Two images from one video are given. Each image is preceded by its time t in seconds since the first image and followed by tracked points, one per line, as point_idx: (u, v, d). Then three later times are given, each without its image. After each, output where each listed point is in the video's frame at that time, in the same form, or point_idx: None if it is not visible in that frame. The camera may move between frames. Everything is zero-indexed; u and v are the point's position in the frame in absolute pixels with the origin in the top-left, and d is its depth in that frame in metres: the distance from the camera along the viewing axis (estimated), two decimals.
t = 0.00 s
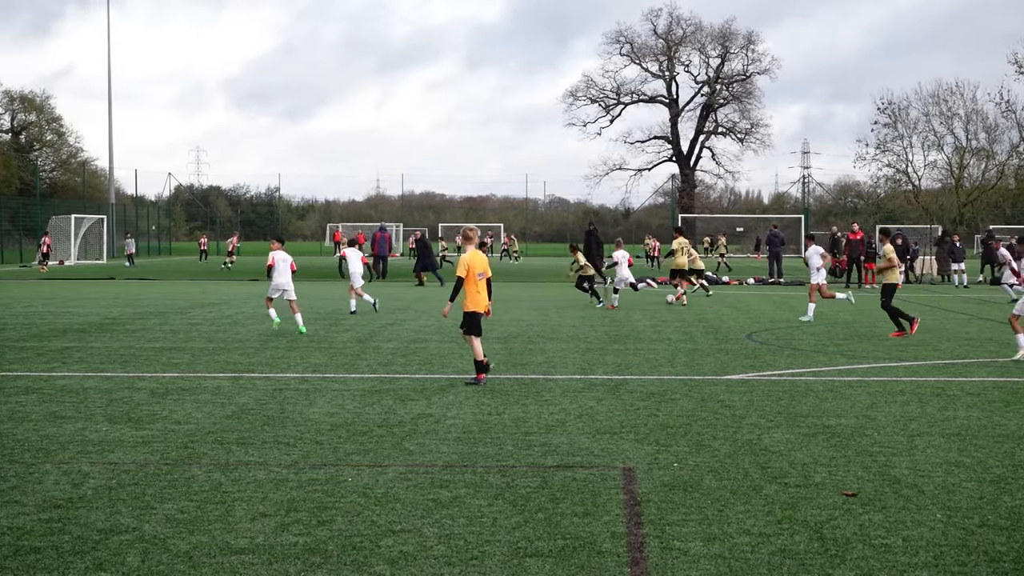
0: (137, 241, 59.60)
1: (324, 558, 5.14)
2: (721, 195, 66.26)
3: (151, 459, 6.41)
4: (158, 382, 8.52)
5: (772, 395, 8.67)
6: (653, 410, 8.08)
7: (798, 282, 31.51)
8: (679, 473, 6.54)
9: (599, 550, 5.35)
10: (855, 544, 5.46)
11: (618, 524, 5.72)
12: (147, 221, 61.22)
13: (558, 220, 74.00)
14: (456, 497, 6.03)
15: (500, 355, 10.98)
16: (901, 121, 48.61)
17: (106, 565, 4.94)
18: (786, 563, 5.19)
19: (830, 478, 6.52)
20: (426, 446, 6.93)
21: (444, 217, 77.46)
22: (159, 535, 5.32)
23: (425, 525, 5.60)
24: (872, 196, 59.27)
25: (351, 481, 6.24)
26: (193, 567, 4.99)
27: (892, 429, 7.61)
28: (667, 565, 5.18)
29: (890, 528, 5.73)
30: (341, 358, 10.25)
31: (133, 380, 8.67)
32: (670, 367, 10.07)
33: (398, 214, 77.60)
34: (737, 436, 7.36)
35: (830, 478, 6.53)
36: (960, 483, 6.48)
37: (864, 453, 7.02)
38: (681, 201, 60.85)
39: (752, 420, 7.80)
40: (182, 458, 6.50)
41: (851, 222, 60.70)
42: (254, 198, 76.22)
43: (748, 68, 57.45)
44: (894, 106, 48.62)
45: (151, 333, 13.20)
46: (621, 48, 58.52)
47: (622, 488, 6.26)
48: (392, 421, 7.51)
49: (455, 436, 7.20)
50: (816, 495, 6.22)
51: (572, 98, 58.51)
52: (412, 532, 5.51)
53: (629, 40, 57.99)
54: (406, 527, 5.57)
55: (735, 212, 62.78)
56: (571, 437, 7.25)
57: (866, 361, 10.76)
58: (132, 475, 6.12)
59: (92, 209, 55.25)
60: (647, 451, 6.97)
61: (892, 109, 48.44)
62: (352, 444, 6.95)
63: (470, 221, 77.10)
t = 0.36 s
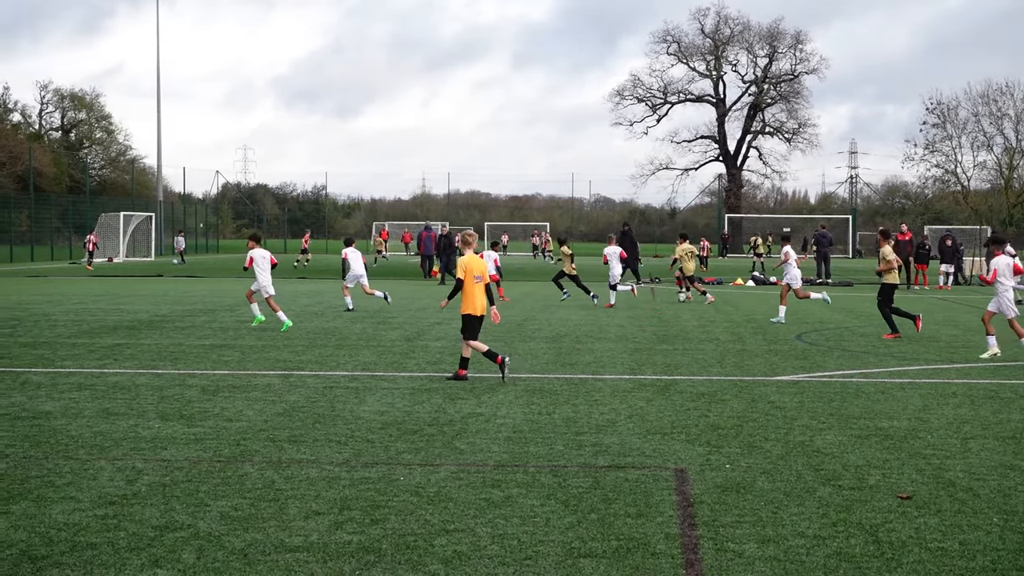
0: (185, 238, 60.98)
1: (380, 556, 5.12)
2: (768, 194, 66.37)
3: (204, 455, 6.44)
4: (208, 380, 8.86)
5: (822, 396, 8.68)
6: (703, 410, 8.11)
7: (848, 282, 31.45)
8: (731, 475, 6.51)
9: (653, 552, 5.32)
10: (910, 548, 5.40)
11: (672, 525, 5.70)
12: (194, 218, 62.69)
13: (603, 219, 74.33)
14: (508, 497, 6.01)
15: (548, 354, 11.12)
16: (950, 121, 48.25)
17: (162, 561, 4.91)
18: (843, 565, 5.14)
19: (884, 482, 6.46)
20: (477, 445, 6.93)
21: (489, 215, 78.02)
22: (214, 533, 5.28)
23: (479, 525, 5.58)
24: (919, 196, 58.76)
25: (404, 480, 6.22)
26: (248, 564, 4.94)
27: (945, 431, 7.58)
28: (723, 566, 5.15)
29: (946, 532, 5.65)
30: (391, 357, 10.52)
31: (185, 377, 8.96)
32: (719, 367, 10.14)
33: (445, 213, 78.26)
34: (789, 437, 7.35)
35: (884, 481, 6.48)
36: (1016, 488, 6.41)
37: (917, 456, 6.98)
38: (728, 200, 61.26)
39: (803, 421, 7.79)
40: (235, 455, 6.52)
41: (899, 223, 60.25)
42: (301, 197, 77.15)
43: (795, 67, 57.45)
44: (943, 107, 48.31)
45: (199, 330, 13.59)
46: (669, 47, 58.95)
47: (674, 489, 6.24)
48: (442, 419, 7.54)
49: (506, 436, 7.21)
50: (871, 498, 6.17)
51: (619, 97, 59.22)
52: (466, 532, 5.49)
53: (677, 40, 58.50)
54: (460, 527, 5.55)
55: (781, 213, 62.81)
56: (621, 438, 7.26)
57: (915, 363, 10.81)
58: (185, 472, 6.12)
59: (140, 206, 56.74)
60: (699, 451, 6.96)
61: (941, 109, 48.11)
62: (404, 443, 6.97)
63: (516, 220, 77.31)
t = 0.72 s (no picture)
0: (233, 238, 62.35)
1: (451, 557, 5.30)
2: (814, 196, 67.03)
3: (267, 455, 6.64)
4: (267, 379, 9.07)
5: (883, 397, 8.70)
6: (763, 410, 8.14)
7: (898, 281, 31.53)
8: (796, 475, 6.52)
9: (722, 553, 5.47)
10: (982, 551, 5.41)
11: (738, 527, 5.86)
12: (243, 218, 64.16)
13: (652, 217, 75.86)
14: (573, 498, 6.13)
15: (602, 354, 11.24)
16: (1000, 120, 48.27)
17: (233, 561, 5.05)
18: (914, 569, 5.19)
19: (950, 484, 6.44)
20: (538, 446, 6.97)
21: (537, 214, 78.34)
22: (283, 532, 5.46)
23: (546, 525, 5.77)
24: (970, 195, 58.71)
25: (468, 480, 6.31)
26: (319, 564, 5.10)
27: (1009, 432, 7.52)
28: (791, 567, 5.26)
29: (1015, 535, 5.64)
30: (447, 357, 10.82)
31: (242, 376, 9.23)
32: (775, 367, 10.22)
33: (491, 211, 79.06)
34: (851, 437, 7.36)
35: (950, 482, 6.45)
36: None
37: (982, 457, 6.93)
38: (776, 199, 61.81)
39: (864, 421, 7.77)
40: (298, 454, 6.68)
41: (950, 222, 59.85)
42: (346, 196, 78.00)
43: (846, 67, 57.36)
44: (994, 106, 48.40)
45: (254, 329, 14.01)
46: (717, 46, 58.87)
47: (739, 491, 6.32)
48: (502, 420, 7.58)
49: (566, 436, 7.25)
50: (936, 500, 6.17)
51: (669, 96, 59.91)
52: (533, 533, 5.68)
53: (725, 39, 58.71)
54: (527, 528, 5.73)
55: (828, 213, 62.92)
56: (683, 438, 7.26)
57: (973, 365, 10.80)
58: (249, 472, 6.28)
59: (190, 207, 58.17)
60: (762, 452, 6.97)
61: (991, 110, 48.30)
62: (464, 443, 7.01)
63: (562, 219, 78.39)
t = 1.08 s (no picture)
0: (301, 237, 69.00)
1: (531, 556, 5.30)
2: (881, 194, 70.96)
3: (342, 453, 7.20)
4: (339, 377, 10.57)
5: (957, 397, 8.89)
6: (837, 410, 8.50)
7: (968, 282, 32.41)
8: (874, 476, 6.52)
9: (805, 553, 5.37)
10: None
11: (819, 527, 5.78)
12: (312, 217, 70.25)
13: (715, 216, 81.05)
14: (651, 497, 6.18)
15: (674, 353, 12.47)
16: None
17: (313, 558, 5.30)
18: (1000, 570, 5.10)
19: None
20: (614, 444, 7.30)
21: (601, 214, 88.28)
22: (362, 530, 5.68)
23: (626, 525, 5.75)
24: None
25: (544, 479, 6.48)
26: (399, 562, 5.22)
27: None
28: (875, 568, 5.17)
29: None
30: (523, 355, 12.40)
31: (315, 374, 10.87)
32: (849, 366, 10.88)
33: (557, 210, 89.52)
34: (929, 439, 7.37)
35: None
36: None
37: None
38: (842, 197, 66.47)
39: (940, 422, 7.84)
40: (373, 452, 7.22)
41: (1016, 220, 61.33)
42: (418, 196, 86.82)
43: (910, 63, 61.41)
44: None
45: (329, 330, 15.96)
46: (785, 44, 64.73)
47: (818, 491, 6.33)
48: (577, 418, 8.24)
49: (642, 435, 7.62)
50: (1021, 501, 6.06)
51: (735, 93, 66.00)
52: (613, 531, 5.65)
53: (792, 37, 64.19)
54: (607, 526, 5.73)
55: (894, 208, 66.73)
56: (759, 437, 7.51)
57: None
58: (325, 469, 6.88)
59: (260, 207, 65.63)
60: (838, 453, 7.04)
61: None
62: (539, 441, 7.43)
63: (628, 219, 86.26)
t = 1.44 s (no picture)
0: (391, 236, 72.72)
1: (626, 556, 5.35)
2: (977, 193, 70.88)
3: (440, 454, 7.81)
4: (432, 377, 12.03)
5: None
6: (933, 410, 8.88)
7: None
8: (971, 479, 6.54)
9: (903, 556, 5.31)
10: None
11: (918, 530, 5.72)
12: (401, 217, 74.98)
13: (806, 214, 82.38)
14: (745, 499, 6.33)
15: (768, 353, 13.51)
16: None
17: (408, 558, 5.39)
18: None
19: None
20: (704, 445, 7.86)
21: (691, 212, 89.45)
22: (456, 531, 5.80)
23: (719, 526, 5.80)
24: None
25: (639, 480, 6.80)
26: (495, 562, 5.29)
27: None
28: (976, 571, 5.10)
29: None
30: (613, 356, 13.75)
31: (409, 374, 12.29)
32: (944, 367, 11.35)
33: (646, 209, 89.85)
34: None
35: None
36: None
37: None
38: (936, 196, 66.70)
39: None
40: (469, 452, 7.89)
41: None
42: (505, 196, 89.73)
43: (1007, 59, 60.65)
44: None
45: (421, 333, 17.22)
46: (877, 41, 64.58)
47: (915, 492, 6.34)
48: (671, 417, 9.15)
49: (734, 437, 8.17)
50: None
51: (827, 92, 66.33)
52: (707, 533, 5.69)
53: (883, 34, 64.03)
54: (701, 528, 5.77)
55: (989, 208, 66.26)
56: (854, 440, 7.83)
57: None
58: (418, 468, 7.39)
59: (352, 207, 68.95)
60: (935, 455, 7.16)
61: None
62: (634, 442, 8.08)
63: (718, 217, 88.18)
